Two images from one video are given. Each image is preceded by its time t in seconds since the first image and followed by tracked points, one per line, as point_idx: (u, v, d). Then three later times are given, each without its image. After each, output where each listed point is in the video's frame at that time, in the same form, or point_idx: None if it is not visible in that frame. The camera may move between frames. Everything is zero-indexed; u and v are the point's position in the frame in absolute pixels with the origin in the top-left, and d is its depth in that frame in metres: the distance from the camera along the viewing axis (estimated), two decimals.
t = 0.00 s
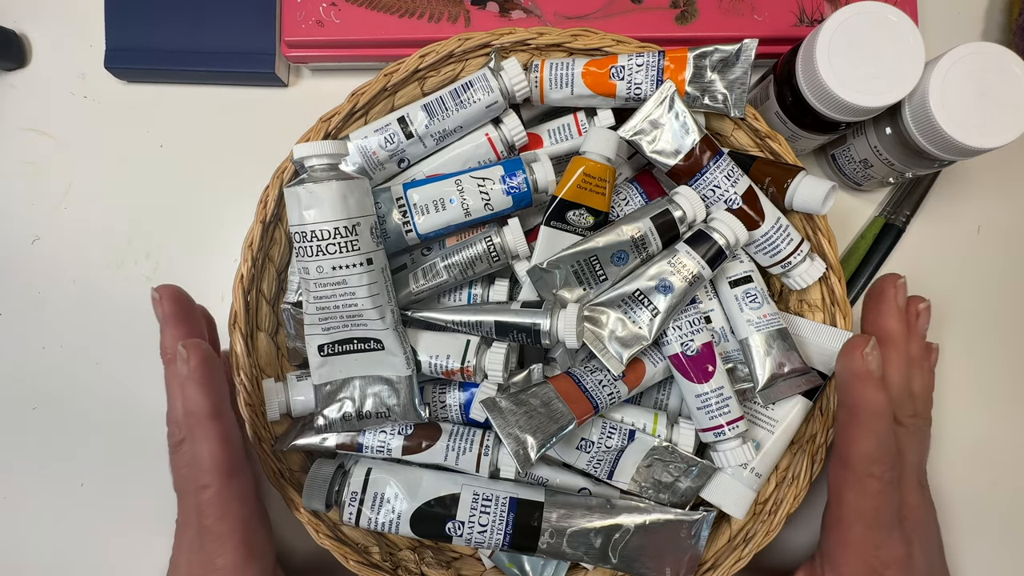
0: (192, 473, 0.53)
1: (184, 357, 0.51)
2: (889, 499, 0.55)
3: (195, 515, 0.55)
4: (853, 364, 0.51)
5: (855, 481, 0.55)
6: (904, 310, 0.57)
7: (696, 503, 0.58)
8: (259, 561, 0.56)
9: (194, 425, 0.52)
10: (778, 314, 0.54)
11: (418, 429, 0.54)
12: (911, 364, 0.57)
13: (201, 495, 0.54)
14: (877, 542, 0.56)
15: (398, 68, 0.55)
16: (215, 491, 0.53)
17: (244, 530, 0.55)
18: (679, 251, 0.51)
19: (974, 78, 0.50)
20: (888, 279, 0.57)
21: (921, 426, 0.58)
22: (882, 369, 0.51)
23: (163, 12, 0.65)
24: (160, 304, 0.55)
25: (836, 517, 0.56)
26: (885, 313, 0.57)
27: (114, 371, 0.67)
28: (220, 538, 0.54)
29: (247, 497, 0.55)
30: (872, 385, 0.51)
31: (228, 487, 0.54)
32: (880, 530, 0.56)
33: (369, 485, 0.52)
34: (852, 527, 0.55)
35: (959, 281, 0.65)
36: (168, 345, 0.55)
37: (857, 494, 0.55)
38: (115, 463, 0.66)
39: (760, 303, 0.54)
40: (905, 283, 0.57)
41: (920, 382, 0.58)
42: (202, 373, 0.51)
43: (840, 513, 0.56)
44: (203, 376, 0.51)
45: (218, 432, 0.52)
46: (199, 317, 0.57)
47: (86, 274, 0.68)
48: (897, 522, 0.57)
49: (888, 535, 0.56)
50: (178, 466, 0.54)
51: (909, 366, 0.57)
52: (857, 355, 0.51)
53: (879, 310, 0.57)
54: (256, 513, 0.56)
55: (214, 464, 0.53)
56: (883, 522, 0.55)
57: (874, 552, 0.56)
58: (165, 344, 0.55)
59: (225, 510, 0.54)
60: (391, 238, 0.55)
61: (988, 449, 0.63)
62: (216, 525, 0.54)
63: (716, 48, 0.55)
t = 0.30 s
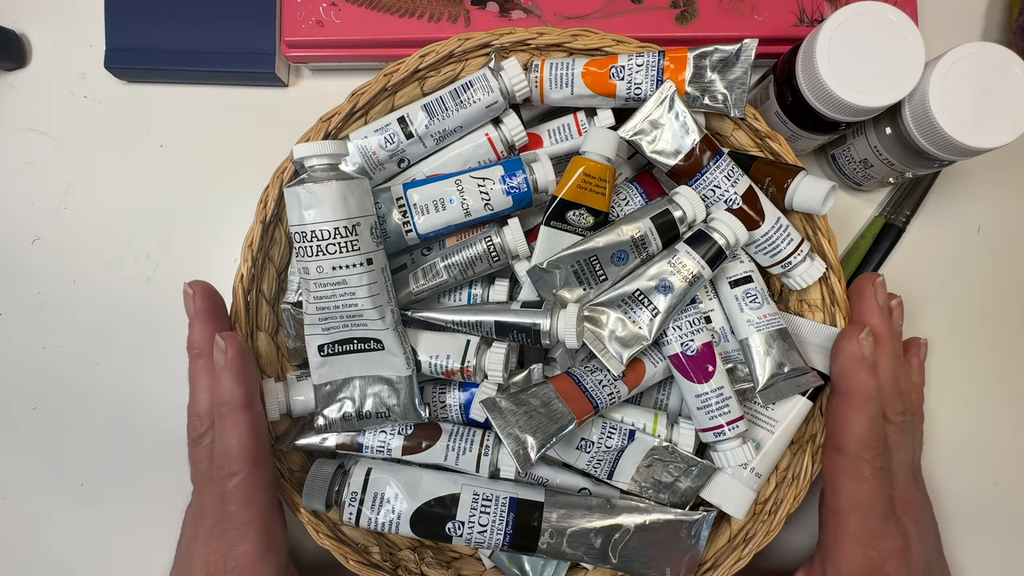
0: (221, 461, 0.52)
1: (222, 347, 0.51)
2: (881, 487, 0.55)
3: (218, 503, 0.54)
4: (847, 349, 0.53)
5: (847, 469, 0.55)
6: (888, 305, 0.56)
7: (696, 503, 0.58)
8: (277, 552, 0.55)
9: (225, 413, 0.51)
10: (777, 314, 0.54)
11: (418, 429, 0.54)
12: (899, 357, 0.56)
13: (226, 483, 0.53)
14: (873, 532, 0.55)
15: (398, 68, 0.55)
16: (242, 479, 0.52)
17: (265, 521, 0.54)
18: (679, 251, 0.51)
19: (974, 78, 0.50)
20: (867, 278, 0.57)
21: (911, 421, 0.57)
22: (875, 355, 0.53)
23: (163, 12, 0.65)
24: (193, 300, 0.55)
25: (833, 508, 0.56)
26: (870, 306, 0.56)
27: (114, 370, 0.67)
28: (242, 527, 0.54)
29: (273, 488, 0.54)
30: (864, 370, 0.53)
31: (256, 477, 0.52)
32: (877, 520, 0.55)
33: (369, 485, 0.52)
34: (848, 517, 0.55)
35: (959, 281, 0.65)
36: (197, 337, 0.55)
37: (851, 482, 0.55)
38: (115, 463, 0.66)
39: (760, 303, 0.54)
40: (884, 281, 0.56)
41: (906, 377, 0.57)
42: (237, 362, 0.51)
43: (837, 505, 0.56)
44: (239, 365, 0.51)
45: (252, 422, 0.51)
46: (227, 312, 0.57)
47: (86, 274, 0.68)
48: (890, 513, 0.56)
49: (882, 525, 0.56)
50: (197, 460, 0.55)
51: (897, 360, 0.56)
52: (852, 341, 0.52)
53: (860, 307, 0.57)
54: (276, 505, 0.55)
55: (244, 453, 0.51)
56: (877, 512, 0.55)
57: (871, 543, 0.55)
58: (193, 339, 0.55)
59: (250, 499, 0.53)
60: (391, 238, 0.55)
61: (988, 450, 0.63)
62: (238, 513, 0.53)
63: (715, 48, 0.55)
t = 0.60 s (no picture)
0: (228, 462, 0.52)
1: (229, 349, 0.50)
2: (878, 488, 0.55)
3: (224, 504, 0.53)
4: (851, 348, 0.52)
5: (845, 469, 0.54)
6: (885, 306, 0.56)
7: (696, 503, 0.58)
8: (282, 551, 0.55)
9: (233, 414, 0.51)
10: (778, 314, 0.54)
11: (418, 429, 0.54)
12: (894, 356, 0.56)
13: (233, 484, 0.52)
14: (870, 532, 0.55)
15: (398, 68, 0.55)
16: (250, 480, 0.52)
17: (270, 521, 0.54)
18: (679, 251, 0.51)
19: (974, 78, 0.50)
20: (866, 278, 0.57)
21: (909, 422, 0.57)
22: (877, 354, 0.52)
23: (163, 12, 0.65)
24: (196, 300, 0.55)
25: (830, 508, 0.56)
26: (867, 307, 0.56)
27: (114, 371, 0.67)
28: (247, 527, 0.53)
29: (278, 489, 0.54)
30: (866, 369, 0.52)
31: (263, 478, 0.52)
32: (873, 520, 0.55)
33: (369, 485, 0.52)
34: (845, 518, 0.55)
35: (960, 281, 0.65)
36: (199, 337, 0.55)
37: (848, 483, 0.54)
38: (115, 463, 0.66)
39: (760, 303, 0.54)
40: (882, 281, 0.56)
41: (907, 378, 0.57)
42: (245, 365, 0.50)
43: (834, 505, 0.55)
44: (247, 367, 0.51)
45: (258, 423, 0.51)
46: (230, 313, 0.57)
47: (86, 274, 0.68)
48: (887, 514, 0.56)
49: (879, 525, 0.55)
50: (200, 460, 0.56)
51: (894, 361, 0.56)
52: (855, 340, 0.52)
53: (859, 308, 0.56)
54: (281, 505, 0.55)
55: (251, 454, 0.51)
56: (874, 512, 0.55)
57: (867, 543, 0.55)
58: (195, 338, 0.55)
59: (256, 500, 0.53)
60: (391, 238, 0.55)
61: (987, 450, 0.63)
62: (244, 514, 0.53)
63: (715, 48, 0.55)
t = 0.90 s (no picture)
0: (232, 461, 0.52)
1: (232, 348, 0.50)
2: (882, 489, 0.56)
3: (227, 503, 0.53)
4: (856, 348, 0.53)
5: (848, 470, 0.55)
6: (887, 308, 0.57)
7: (696, 503, 0.58)
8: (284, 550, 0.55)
9: (236, 414, 0.51)
10: (778, 314, 0.54)
11: (418, 429, 0.54)
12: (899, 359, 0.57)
13: (237, 482, 0.52)
14: (875, 537, 0.56)
15: (398, 68, 0.55)
16: (254, 479, 0.52)
17: (273, 520, 0.54)
18: (679, 251, 0.51)
19: (974, 78, 0.50)
20: (866, 280, 0.57)
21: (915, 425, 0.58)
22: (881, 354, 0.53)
23: (164, 12, 0.65)
24: (196, 300, 0.55)
25: (835, 510, 0.57)
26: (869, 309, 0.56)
27: (114, 371, 0.67)
28: (250, 525, 0.53)
29: (281, 488, 0.54)
30: (870, 370, 0.53)
31: (267, 477, 0.52)
32: (877, 523, 0.56)
33: (369, 485, 0.52)
34: (850, 521, 0.56)
35: (960, 281, 0.65)
36: (200, 337, 0.55)
37: (852, 483, 0.55)
38: (115, 464, 0.66)
39: (760, 303, 0.54)
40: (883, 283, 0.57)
41: (912, 381, 0.57)
42: (248, 364, 0.50)
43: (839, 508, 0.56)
44: (251, 367, 0.51)
45: (262, 422, 0.51)
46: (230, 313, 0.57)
47: (86, 274, 0.68)
48: (890, 517, 0.57)
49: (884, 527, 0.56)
50: (201, 460, 0.56)
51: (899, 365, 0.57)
52: (861, 339, 0.53)
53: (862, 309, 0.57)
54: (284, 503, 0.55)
55: (255, 452, 0.51)
56: (878, 514, 0.56)
57: (873, 547, 0.56)
58: (195, 339, 0.55)
59: (260, 498, 0.53)
60: (391, 238, 0.55)
61: (987, 450, 0.63)
62: (247, 512, 0.53)
63: (715, 48, 0.55)
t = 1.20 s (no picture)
0: (232, 461, 0.52)
1: (233, 349, 0.50)
2: (975, 525, 0.52)
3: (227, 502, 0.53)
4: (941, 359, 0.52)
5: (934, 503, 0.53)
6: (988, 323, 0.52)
7: (696, 503, 0.58)
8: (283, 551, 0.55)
9: (237, 413, 0.51)
10: (778, 314, 0.54)
11: (418, 429, 0.54)
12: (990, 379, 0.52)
13: (237, 482, 0.52)
14: None
15: (398, 68, 0.55)
16: (254, 478, 0.52)
17: (273, 520, 0.54)
18: (679, 251, 0.51)
19: (974, 78, 0.50)
20: (954, 279, 0.53)
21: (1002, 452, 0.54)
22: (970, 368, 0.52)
23: (164, 12, 0.65)
24: (197, 301, 0.55)
25: (920, 547, 0.53)
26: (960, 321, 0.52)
27: (114, 371, 0.67)
28: (250, 525, 0.53)
29: (281, 488, 0.54)
30: (959, 384, 0.52)
31: (267, 477, 0.52)
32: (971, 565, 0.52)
33: (369, 485, 0.52)
34: (941, 561, 0.52)
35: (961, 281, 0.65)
36: (201, 338, 0.55)
37: (941, 517, 0.52)
38: (115, 464, 0.66)
39: (760, 303, 0.54)
40: (973, 284, 0.52)
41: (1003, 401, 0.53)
42: (250, 365, 0.50)
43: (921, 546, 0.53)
44: (253, 367, 0.51)
45: (263, 422, 0.51)
46: (230, 314, 0.57)
47: (86, 274, 0.68)
48: (984, 555, 0.52)
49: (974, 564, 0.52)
50: (200, 461, 0.56)
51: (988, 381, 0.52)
52: (945, 351, 0.52)
53: (948, 315, 0.53)
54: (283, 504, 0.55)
55: (256, 452, 0.51)
56: (973, 555, 0.52)
57: None
58: (195, 340, 0.55)
59: (260, 498, 0.53)
60: (391, 238, 0.55)
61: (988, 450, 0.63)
62: (247, 512, 0.53)
63: (715, 48, 0.55)
